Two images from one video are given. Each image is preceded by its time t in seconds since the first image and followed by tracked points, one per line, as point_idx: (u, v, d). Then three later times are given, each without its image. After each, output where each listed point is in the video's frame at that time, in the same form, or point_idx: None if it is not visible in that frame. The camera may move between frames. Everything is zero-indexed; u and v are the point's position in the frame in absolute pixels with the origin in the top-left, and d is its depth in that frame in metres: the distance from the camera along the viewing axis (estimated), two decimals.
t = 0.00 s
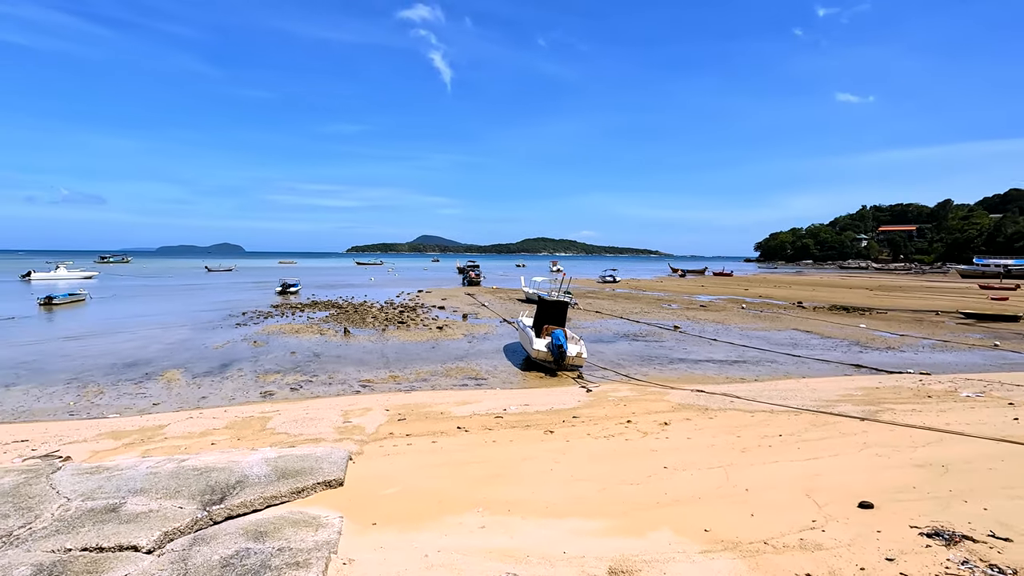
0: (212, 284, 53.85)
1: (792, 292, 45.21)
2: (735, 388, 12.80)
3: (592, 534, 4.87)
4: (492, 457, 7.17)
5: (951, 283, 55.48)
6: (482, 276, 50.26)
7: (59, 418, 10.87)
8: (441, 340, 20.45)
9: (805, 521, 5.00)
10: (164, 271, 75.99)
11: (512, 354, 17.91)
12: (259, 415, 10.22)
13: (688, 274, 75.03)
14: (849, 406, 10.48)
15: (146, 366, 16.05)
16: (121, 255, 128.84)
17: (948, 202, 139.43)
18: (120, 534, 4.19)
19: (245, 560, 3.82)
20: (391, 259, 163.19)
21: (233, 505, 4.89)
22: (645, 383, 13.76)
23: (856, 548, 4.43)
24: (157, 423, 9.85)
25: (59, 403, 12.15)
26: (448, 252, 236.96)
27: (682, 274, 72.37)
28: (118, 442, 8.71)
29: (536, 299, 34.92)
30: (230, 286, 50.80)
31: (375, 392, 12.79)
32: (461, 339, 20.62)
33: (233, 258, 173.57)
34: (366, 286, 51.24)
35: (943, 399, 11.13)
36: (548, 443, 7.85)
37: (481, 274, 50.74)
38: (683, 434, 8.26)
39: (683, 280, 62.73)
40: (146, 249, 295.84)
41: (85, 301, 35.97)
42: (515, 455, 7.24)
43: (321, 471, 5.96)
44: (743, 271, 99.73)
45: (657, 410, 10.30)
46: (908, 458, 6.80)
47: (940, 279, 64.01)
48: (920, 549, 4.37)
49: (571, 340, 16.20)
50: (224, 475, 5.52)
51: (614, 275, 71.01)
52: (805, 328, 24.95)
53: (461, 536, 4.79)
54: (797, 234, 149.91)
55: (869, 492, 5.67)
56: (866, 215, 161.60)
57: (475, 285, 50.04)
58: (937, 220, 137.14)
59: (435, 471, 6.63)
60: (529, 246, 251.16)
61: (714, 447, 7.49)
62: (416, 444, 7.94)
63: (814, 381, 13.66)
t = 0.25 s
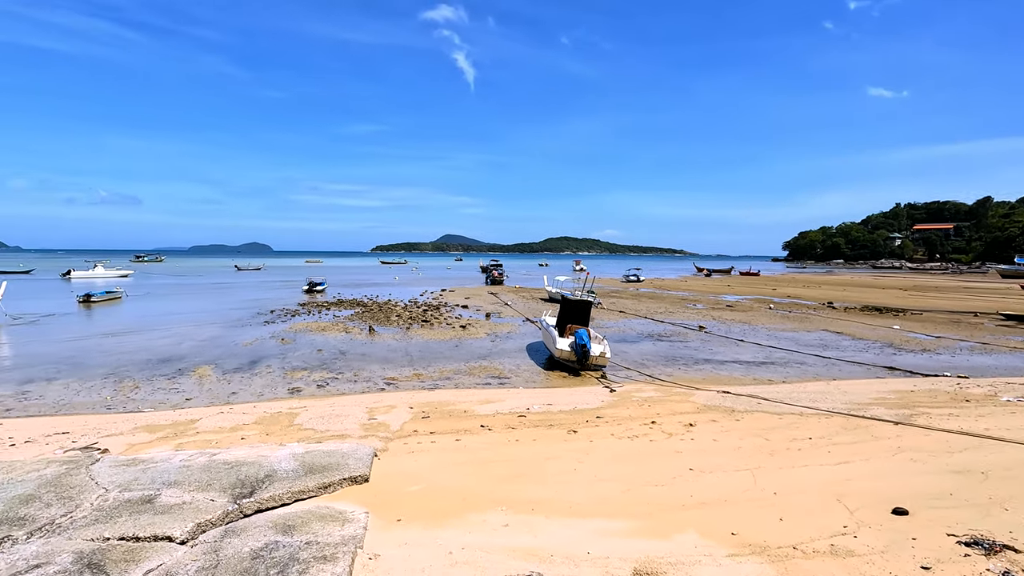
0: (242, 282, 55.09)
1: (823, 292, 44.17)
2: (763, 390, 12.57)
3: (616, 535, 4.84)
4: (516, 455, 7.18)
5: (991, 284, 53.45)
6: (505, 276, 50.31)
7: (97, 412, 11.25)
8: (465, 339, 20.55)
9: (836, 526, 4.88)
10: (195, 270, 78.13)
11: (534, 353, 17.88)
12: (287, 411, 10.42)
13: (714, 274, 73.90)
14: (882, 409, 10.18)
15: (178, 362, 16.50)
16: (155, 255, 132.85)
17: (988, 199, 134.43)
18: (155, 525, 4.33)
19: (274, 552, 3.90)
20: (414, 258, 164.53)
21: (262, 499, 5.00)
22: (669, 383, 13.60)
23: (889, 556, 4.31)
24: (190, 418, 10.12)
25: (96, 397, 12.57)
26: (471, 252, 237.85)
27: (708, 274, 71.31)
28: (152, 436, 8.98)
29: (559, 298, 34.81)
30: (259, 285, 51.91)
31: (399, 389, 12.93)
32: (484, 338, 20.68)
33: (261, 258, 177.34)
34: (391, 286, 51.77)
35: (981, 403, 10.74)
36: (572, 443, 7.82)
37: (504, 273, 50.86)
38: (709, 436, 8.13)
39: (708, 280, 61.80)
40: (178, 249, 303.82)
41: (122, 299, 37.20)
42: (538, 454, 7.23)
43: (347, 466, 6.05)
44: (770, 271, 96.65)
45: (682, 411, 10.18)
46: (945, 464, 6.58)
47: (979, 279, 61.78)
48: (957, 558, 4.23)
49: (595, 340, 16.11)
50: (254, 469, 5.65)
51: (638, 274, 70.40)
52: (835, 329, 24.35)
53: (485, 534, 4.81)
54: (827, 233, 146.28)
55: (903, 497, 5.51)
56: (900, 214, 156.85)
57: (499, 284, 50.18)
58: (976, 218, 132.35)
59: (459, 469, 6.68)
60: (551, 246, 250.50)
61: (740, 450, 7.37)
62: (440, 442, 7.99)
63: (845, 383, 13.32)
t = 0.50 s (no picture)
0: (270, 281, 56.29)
1: (854, 293, 43.04)
2: (791, 392, 12.30)
3: (641, 536, 4.80)
4: (539, 455, 7.18)
5: None
6: (528, 275, 50.32)
7: (132, 406, 11.63)
8: (487, 338, 20.60)
9: (868, 533, 4.76)
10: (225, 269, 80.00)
11: (557, 353, 17.82)
12: (313, 408, 10.60)
13: (740, 274, 72.65)
14: (917, 414, 9.88)
15: (210, 359, 16.94)
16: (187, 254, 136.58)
17: None
18: (188, 517, 4.45)
19: (301, 546, 3.96)
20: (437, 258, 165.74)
21: (290, 493, 5.09)
22: (695, 385, 13.41)
23: (925, 565, 4.18)
24: (221, 413, 10.38)
25: (132, 392, 12.98)
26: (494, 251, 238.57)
27: (734, 274, 70.13)
28: (185, 430, 9.23)
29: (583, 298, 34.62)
30: (286, 283, 52.97)
31: (422, 388, 13.03)
32: (507, 338, 20.70)
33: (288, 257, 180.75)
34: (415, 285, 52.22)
35: None
36: (595, 443, 7.77)
37: (527, 273, 50.86)
38: (735, 439, 8.00)
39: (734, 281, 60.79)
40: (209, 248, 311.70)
41: (156, 297, 38.35)
42: (561, 454, 7.21)
43: (372, 463, 6.12)
44: (801, 271, 92.65)
45: (707, 412, 10.03)
46: (984, 471, 6.34)
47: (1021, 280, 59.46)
48: (997, 569, 4.08)
49: (619, 340, 15.99)
50: (282, 464, 5.77)
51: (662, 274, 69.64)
52: (867, 330, 23.70)
53: (508, 533, 4.82)
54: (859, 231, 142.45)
55: (940, 505, 5.33)
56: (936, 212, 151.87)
57: (521, 283, 50.20)
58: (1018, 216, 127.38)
59: (482, 467, 6.70)
60: (574, 245, 249.55)
61: (768, 453, 7.23)
62: (463, 440, 8.03)
63: (877, 386, 12.95)
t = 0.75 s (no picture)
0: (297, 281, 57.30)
1: (887, 293, 41.82)
2: (821, 395, 12.02)
3: (665, 539, 4.75)
4: (562, 455, 7.16)
5: None
6: (551, 275, 50.22)
7: (166, 401, 11.97)
8: (510, 338, 20.63)
9: (903, 541, 4.62)
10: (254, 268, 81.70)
11: (580, 353, 17.72)
12: (339, 405, 10.76)
13: (767, 274, 71.24)
14: (953, 419, 9.55)
15: (239, 356, 17.33)
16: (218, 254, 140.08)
17: None
18: (218, 510, 4.56)
19: (328, 542, 4.02)
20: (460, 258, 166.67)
21: (317, 489, 5.17)
22: (720, 386, 13.21)
23: None
24: (250, 409, 10.61)
25: (165, 388, 13.37)
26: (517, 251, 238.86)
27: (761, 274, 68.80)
28: (215, 426, 9.47)
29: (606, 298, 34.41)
30: (313, 283, 53.85)
31: (445, 386, 13.12)
32: (530, 338, 20.69)
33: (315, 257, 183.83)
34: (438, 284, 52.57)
35: None
36: (619, 444, 7.72)
37: (550, 273, 50.77)
38: (763, 442, 7.84)
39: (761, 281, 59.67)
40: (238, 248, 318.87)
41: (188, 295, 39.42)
42: (585, 454, 7.18)
43: (396, 461, 6.19)
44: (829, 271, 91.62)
45: (733, 415, 9.87)
46: None
47: None
48: None
49: (643, 340, 15.84)
50: (309, 460, 5.87)
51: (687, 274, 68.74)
52: (901, 332, 23.01)
53: (531, 532, 4.82)
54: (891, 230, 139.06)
55: (979, 513, 5.15)
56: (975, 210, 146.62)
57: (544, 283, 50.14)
58: None
59: (505, 467, 6.71)
60: (597, 245, 248.09)
61: (797, 457, 7.08)
62: (486, 440, 8.06)
63: (912, 390, 12.57)
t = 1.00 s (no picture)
0: (323, 280, 58.20)
1: (923, 295, 40.53)
2: (852, 398, 11.72)
3: (691, 542, 4.69)
4: (585, 456, 7.13)
5: None
6: (574, 275, 50.04)
7: (197, 397, 12.30)
8: (533, 338, 20.62)
9: (940, 551, 4.48)
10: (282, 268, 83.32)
11: (604, 354, 17.62)
12: (364, 403, 10.91)
13: (796, 274, 69.72)
14: (993, 425, 9.21)
15: (267, 354, 17.70)
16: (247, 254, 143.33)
17: None
18: (249, 504, 4.66)
19: (355, 537, 4.08)
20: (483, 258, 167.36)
21: (343, 485, 5.25)
22: (747, 389, 12.99)
23: None
24: (278, 406, 10.83)
25: (197, 384, 13.74)
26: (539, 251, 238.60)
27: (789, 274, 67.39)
28: (245, 421, 9.70)
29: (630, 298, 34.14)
30: (339, 283, 54.68)
31: (468, 386, 13.18)
32: (553, 338, 20.65)
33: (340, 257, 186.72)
34: (461, 284, 52.85)
35: None
36: (643, 446, 7.65)
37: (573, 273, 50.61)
38: (791, 446, 7.69)
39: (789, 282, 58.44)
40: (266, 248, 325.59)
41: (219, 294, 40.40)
42: (608, 455, 7.13)
43: (421, 459, 6.24)
44: (858, 271, 91.76)
45: (761, 418, 9.69)
46: None
47: None
48: None
49: (667, 341, 15.67)
50: (335, 457, 5.96)
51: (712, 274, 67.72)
52: (937, 335, 22.28)
53: (555, 533, 4.82)
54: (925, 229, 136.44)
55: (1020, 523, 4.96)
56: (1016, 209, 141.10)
57: (567, 283, 50.02)
58: None
59: (528, 466, 6.71)
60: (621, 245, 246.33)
61: (827, 461, 6.91)
62: (509, 439, 8.07)
63: (948, 395, 12.16)
